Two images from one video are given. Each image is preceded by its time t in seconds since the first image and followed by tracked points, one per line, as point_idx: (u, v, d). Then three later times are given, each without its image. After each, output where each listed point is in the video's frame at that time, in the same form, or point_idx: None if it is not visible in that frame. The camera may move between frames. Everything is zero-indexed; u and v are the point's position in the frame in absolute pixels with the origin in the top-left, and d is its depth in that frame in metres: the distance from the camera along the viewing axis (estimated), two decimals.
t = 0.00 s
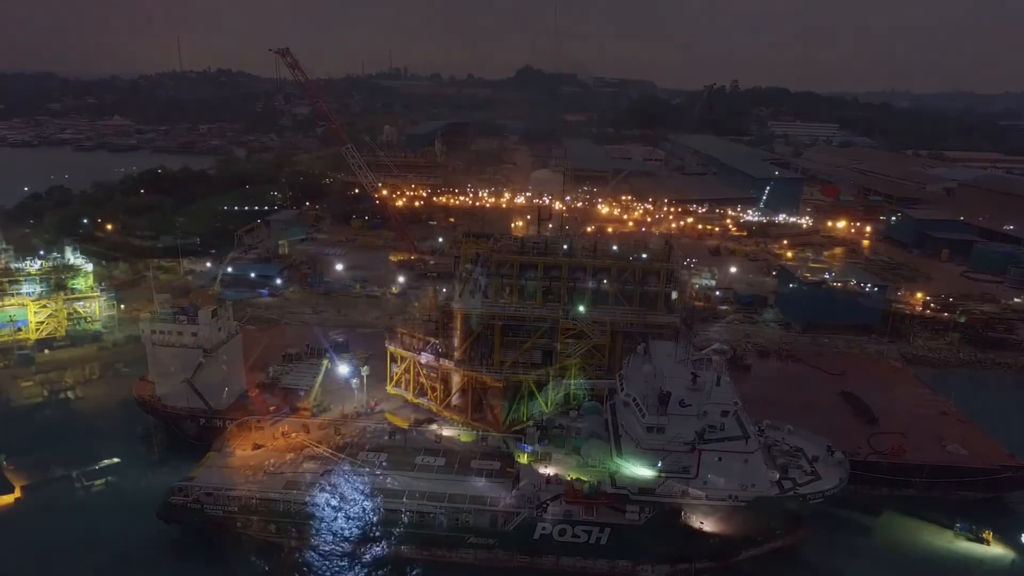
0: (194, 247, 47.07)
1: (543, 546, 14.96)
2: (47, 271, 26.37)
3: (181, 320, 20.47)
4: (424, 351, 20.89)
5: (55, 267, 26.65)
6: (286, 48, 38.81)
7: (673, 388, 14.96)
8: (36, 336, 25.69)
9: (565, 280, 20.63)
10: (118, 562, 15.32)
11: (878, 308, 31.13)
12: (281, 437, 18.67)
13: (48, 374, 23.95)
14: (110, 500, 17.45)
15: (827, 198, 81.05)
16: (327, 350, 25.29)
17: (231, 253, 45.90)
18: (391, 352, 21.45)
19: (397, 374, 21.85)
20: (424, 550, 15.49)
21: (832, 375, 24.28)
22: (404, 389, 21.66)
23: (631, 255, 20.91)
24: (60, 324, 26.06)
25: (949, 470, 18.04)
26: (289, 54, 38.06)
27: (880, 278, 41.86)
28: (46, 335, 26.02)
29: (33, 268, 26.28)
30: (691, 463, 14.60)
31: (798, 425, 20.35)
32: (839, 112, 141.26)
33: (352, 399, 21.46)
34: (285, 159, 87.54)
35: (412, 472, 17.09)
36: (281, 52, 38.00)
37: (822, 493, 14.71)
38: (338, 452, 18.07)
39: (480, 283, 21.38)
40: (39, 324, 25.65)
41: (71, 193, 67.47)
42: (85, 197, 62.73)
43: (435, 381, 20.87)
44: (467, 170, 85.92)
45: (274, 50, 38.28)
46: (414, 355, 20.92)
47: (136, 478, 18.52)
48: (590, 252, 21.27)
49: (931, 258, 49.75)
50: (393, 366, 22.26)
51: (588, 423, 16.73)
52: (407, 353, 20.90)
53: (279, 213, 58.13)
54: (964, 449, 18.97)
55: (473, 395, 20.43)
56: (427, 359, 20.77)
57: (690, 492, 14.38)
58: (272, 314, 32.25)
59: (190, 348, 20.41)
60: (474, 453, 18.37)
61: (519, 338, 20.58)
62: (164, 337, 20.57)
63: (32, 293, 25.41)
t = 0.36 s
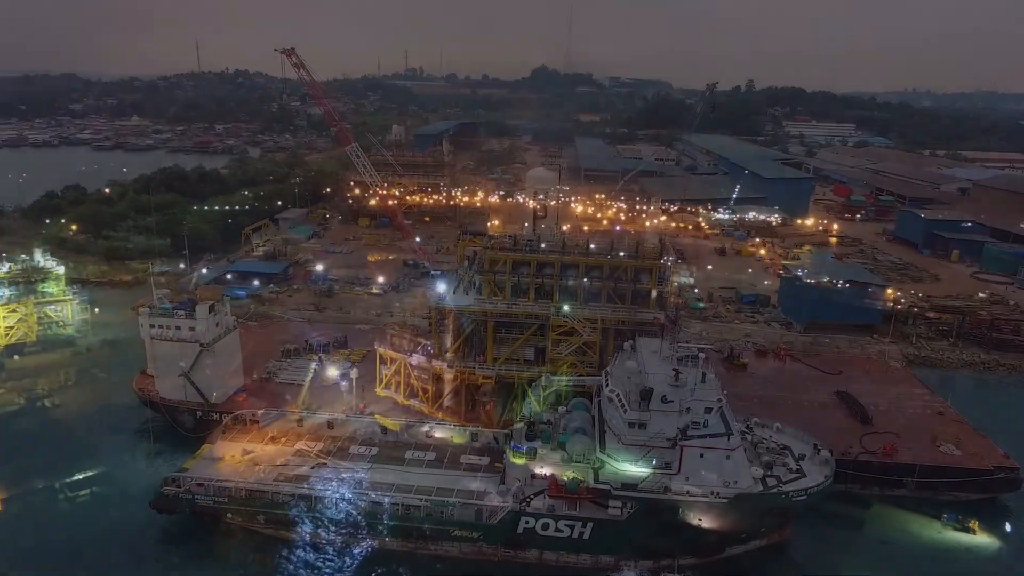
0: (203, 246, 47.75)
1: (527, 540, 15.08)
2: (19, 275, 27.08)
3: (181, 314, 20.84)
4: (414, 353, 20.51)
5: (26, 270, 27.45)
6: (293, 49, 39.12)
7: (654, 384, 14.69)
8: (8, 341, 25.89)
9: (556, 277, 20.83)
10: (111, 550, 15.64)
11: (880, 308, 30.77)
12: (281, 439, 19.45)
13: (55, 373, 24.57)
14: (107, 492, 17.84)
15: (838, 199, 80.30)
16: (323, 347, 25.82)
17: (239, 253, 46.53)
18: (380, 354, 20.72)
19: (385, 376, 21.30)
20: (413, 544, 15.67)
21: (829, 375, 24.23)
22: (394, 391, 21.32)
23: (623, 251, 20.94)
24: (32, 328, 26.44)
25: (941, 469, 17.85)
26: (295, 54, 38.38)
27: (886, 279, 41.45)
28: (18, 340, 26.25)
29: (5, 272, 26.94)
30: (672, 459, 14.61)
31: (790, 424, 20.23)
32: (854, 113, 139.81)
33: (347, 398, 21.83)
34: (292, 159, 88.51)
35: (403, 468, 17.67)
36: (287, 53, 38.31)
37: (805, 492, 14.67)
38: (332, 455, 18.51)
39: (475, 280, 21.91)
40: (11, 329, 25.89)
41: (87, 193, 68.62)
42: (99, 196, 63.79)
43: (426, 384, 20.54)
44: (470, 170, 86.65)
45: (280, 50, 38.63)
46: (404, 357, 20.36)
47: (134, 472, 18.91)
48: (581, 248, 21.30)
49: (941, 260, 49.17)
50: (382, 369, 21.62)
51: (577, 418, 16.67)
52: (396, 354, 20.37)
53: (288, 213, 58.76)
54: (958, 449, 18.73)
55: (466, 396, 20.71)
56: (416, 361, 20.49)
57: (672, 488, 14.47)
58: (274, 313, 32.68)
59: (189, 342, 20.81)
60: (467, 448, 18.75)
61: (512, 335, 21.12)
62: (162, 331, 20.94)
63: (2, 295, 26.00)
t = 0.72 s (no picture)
0: (211, 244, 48.39)
1: (511, 534, 15.19)
2: None
3: (179, 310, 21.18)
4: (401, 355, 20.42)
5: None
6: (298, 50, 39.41)
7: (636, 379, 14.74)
8: None
9: (549, 275, 20.93)
10: (104, 541, 16.06)
11: (883, 307, 30.36)
12: (275, 433, 19.73)
13: (47, 372, 25.04)
14: (103, 486, 18.27)
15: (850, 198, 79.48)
16: (323, 343, 26.23)
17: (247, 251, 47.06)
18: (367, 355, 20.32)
19: (370, 380, 21.09)
20: (398, 537, 15.85)
21: (826, 373, 24.13)
22: (378, 394, 21.09)
23: (616, 249, 21.05)
24: None
25: (932, 469, 17.70)
26: (300, 54, 38.68)
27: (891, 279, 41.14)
28: None
29: None
30: (656, 456, 14.57)
31: (783, 423, 20.16)
32: (871, 113, 138.20)
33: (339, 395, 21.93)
34: (303, 159, 89.37)
35: (392, 462, 17.94)
36: (292, 53, 38.57)
37: (789, 489, 14.58)
38: (325, 450, 18.75)
39: (469, 277, 22.12)
40: None
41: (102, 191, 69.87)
42: (113, 194, 64.92)
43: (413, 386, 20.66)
44: (480, 169, 87.04)
45: (286, 51, 38.93)
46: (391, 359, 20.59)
47: (133, 466, 19.34)
48: (574, 246, 21.42)
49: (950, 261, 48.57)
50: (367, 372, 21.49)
51: (564, 415, 16.65)
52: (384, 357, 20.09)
53: (295, 211, 59.27)
54: (951, 449, 18.54)
55: (457, 394, 21.00)
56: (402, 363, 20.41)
57: (656, 483, 14.48)
58: (276, 310, 33.08)
59: (186, 336, 21.15)
60: (457, 445, 18.86)
61: (504, 332, 21.47)
62: (162, 325, 21.33)
63: None
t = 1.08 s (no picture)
0: (220, 242, 49.09)
1: (495, 528, 15.33)
2: None
3: (178, 305, 21.55)
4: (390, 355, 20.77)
5: None
6: (305, 50, 39.85)
7: (617, 375, 14.91)
8: None
9: (542, 272, 21.06)
10: (98, 533, 16.42)
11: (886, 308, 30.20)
12: (269, 426, 20.02)
13: (13, 379, 24.63)
14: (100, 480, 18.65)
15: (864, 199, 78.60)
16: (322, 338, 26.64)
17: (255, 248, 47.66)
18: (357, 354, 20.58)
19: (353, 381, 21.10)
20: (385, 529, 16.07)
21: (823, 373, 24.05)
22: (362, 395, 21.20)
23: (608, 247, 21.11)
24: None
25: (924, 469, 17.61)
26: (306, 54, 39.10)
27: (898, 279, 40.68)
28: None
29: None
30: (638, 452, 14.66)
31: (775, 421, 20.12)
32: (889, 113, 136.48)
33: (333, 391, 22.10)
34: (315, 158, 90.09)
35: (382, 456, 18.17)
36: (298, 53, 38.99)
37: (771, 486, 14.53)
38: (318, 444, 19.03)
39: (464, 274, 22.30)
40: None
41: (117, 189, 71.14)
42: (128, 193, 66.09)
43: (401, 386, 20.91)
44: (490, 168, 87.20)
45: (292, 50, 39.32)
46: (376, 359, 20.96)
47: (131, 460, 19.71)
48: (568, 244, 21.53)
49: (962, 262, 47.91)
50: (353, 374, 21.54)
51: (551, 412, 16.73)
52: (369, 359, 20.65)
53: (304, 209, 59.90)
54: (944, 450, 18.39)
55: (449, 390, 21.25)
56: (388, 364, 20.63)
57: (637, 479, 14.54)
58: (279, 307, 33.54)
59: (184, 331, 21.54)
60: (447, 441, 19.02)
61: (496, 329, 21.69)
62: (162, 320, 21.76)
63: None
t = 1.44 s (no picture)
0: (231, 240, 49.77)
1: (479, 522, 15.48)
2: None
3: (179, 300, 22.00)
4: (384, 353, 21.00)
5: None
6: (313, 51, 40.39)
7: (600, 372, 14.93)
8: None
9: (536, 270, 21.19)
10: (94, 522, 16.83)
11: (891, 309, 29.63)
12: (265, 420, 20.36)
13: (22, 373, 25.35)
14: (99, 472, 19.10)
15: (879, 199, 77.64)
16: (323, 335, 27.03)
17: (264, 246, 48.27)
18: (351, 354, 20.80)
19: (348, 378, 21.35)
20: (371, 522, 16.29)
21: (820, 373, 23.86)
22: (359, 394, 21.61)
23: (602, 245, 21.16)
24: None
25: (914, 469, 17.45)
26: (314, 54, 39.64)
27: (907, 280, 40.11)
28: None
29: None
30: (620, 447, 14.78)
31: (766, 421, 20.06)
32: (910, 113, 134.39)
33: (329, 387, 22.46)
34: (329, 158, 91.03)
35: (374, 450, 18.42)
36: (306, 53, 39.54)
37: (753, 483, 14.57)
38: (311, 437, 19.33)
39: (459, 272, 22.46)
40: None
41: (135, 188, 72.45)
42: (144, 192, 67.28)
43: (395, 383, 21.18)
44: (502, 168, 87.54)
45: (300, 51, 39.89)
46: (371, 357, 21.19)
47: (130, 452, 20.17)
48: (561, 242, 21.61)
49: (975, 263, 47.07)
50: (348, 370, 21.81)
51: (538, 408, 16.83)
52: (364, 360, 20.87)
53: (315, 208, 60.49)
54: (937, 451, 18.20)
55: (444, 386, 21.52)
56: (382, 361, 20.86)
57: (619, 475, 14.60)
58: (284, 303, 33.99)
59: (184, 326, 21.96)
60: (438, 436, 19.22)
61: (491, 326, 21.78)
62: (163, 315, 22.22)
63: None
